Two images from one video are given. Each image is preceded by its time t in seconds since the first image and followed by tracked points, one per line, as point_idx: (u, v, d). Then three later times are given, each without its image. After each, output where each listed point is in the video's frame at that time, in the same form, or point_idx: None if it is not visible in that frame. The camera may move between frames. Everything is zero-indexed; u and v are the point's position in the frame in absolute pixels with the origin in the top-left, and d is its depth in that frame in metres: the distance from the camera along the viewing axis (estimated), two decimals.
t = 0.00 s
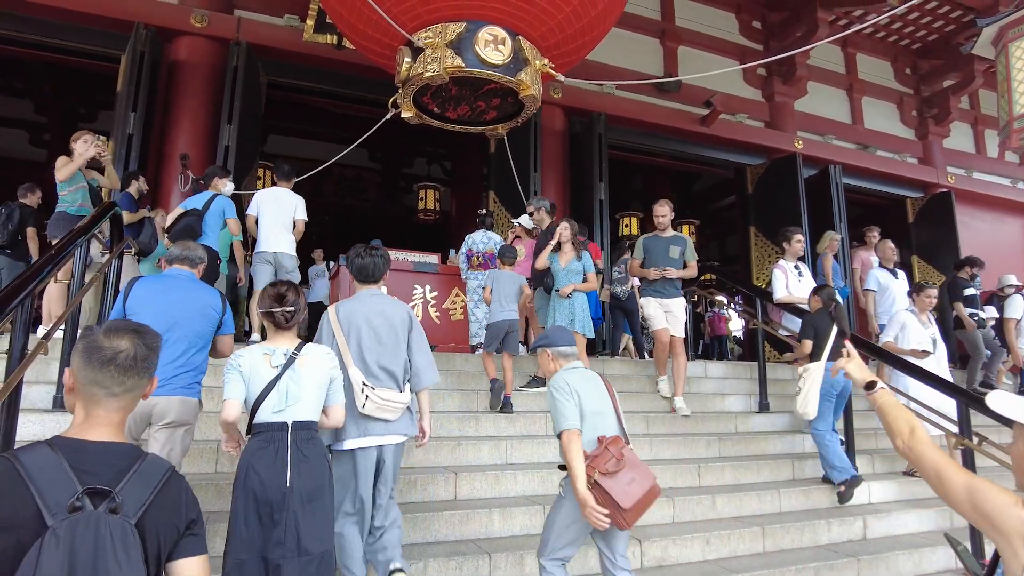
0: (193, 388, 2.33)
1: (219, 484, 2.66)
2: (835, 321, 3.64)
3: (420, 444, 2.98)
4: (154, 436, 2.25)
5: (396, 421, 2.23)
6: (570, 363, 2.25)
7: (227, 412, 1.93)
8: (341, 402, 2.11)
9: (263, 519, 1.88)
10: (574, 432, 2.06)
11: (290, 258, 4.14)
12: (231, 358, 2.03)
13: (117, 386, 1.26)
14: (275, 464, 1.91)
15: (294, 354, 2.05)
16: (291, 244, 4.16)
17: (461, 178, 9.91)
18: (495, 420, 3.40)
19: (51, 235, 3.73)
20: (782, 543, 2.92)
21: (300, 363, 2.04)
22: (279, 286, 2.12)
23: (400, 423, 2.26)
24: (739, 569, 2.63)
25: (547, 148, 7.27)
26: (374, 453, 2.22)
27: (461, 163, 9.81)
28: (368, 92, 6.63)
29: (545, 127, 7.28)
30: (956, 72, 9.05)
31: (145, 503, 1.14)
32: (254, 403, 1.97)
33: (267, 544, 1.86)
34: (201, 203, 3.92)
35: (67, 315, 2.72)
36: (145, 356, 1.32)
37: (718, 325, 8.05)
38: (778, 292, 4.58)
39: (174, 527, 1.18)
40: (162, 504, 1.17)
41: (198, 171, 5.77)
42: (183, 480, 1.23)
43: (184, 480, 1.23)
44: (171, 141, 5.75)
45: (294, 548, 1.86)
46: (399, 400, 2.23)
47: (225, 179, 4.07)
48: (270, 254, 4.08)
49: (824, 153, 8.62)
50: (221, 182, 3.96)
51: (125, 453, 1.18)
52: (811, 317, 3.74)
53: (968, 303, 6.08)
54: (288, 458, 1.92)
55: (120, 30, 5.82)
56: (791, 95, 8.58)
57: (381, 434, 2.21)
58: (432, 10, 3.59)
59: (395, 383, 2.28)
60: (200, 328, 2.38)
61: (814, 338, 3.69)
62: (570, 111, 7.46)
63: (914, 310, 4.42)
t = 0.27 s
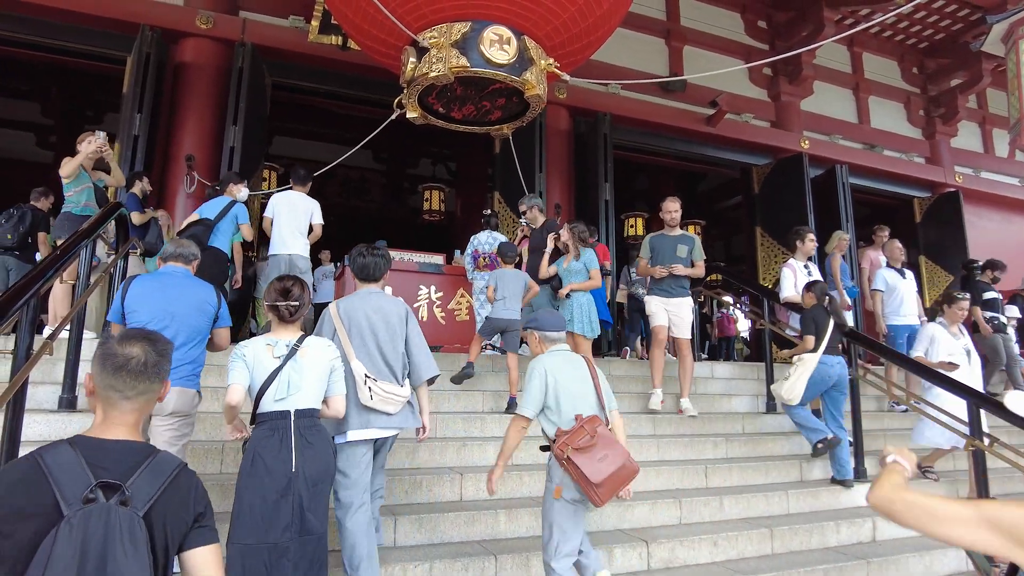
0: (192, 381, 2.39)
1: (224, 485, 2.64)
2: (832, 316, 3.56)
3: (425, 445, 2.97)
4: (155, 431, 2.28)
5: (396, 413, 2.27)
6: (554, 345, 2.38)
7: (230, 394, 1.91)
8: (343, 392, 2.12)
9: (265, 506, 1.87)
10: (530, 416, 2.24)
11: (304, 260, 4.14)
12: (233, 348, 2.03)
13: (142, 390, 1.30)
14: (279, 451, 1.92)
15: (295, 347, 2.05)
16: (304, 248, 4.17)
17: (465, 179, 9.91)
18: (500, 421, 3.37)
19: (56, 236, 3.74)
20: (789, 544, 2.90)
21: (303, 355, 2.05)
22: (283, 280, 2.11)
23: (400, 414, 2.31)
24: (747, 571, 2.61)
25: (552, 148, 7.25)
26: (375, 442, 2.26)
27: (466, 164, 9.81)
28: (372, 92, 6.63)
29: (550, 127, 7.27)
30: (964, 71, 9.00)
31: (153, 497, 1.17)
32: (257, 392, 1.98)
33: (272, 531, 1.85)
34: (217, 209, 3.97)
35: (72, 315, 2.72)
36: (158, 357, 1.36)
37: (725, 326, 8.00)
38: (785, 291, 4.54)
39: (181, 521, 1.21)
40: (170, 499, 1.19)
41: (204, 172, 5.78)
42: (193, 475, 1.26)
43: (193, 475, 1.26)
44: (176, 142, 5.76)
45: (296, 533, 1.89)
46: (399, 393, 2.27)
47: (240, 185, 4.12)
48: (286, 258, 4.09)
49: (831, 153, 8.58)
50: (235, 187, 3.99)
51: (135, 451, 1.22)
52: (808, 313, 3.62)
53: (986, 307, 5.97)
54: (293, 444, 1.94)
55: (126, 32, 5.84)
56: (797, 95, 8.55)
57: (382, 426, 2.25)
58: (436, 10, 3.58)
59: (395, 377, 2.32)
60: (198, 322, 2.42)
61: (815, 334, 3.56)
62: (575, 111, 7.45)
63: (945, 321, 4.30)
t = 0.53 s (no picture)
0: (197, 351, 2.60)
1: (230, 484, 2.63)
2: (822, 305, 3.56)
3: (432, 444, 2.95)
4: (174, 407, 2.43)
5: (392, 397, 2.28)
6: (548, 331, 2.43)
7: (237, 374, 1.99)
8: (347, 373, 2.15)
9: (270, 477, 1.95)
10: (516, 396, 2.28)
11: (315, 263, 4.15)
12: (244, 325, 2.09)
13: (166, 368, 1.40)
14: (284, 427, 1.98)
15: (306, 327, 2.10)
16: (315, 251, 4.21)
17: (474, 178, 9.89)
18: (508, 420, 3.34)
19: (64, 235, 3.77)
20: (801, 544, 2.85)
21: (313, 336, 2.09)
22: (294, 262, 2.14)
23: (395, 399, 2.30)
24: (758, 572, 2.57)
25: (560, 146, 7.21)
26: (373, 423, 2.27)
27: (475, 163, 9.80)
28: (380, 92, 6.63)
29: (559, 125, 7.23)
30: (980, 64, 8.86)
31: (169, 456, 1.27)
32: (265, 369, 2.03)
33: (277, 501, 1.94)
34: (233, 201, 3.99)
35: (80, 314, 2.73)
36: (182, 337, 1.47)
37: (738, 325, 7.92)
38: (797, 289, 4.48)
39: (197, 481, 1.32)
40: (186, 459, 1.30)
41: (213, 171, 5.81)
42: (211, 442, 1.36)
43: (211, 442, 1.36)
44: (185, 143, 5.79)
45: (301, 506, 1.96)
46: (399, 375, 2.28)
47: (253, 175, 4.14)
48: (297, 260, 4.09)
49: (844, 149, 8.47)
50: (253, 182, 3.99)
51: (160, 418, 1.33)
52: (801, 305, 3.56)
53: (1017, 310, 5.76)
54: (297, 421, 1.99)
55: (136, 33, 5.87)
56: (809, 91, 8.45)
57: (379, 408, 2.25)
58: (443, 7, 3.56)
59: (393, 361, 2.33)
60: (195, 299, 2.65)
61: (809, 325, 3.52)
62: (584, 108, 7.41)
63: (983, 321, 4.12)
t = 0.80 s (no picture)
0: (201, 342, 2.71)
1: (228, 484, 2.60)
2: (813, 294, 3.65)
3: (435, 444, 2.93)
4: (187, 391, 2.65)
5: (392, 377, 2.35)
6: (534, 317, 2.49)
7: (237, 370, 2.14)
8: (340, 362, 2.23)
9: (265, 461, 1.99)
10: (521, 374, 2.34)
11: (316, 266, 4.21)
12: (243, 314, 2.18)
13: (162, 354, 1.54)
14: (280, 411, 2.03)
15: (303, 316, 2.16)
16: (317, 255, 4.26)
17: (483, 177, 9.89)
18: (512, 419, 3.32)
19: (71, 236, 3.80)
20: (809, 546, 2.81)
21: (309, 324, 2.16)
22: (291, 251, 2.21)
23: (394, 379, 2.38)
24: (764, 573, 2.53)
25: (568, 144, 7.17)
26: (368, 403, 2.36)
27: (483, 162, 9.80)
28: (387, 92, 6.63)
29: (566, 123, 7.20)
30: (995, 58, 8.71)
31: (164, 432, 1.41)
32: (261, 356, 2.11)
33: (273, 484, 1.98)
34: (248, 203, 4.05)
35: (83, 314, 2.75)
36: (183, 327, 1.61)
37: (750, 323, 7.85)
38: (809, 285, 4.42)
39: (188, 457, 1.44)
40: (178, 436, 1.43)
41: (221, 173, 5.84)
42: (206, 420, 1.50)
43: (206, 420, 1.50)
44: (193, 144, 5.82)
45: (297, 488, 2.00)
46: (397, 358, 2.35)
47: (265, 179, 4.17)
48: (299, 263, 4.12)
49: (855, 145, 8.38)
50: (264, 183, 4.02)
51: (159, 398, 1.47)
52: (792, 293, 3.68)
53: None
54: (291, 405, 2.05)
55: (144, 36, 5.92)
56: (820, 86, 8.36)
57: (377, 388, 2.34)
58: (445, 5, 3.54)
59: (393, 343, 2.41)
60: (193, 298, 2.74)
61: (795, 314, 3.65)
62: (592, 106, 7.37)
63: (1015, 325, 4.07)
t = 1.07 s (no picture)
0: (216, 332, 2.87)
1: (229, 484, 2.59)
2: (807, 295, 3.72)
3: (440, 445, 2.93)
4: (191, 379, 2.76)
5: (390, 379, 2.38)
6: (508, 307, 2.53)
7: (233, 364, 2.19)
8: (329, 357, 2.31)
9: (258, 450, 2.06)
10: (500, 361, 2.39)
11: (320, 269, 4.24)
12: (235, 313, 2.24)
13: (150, 355, 1.59)
14: (271, 401, 2.10)
15: (294, 311, 2.25)
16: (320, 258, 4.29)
17: (489, 178, 9.90)
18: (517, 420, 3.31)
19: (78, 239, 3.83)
20: (816, 548, 2.78)
21: (299, 319, 2.24)
22: (279, 251, 2.30)
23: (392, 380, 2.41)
24: None
25: (574, 145, 7.15)
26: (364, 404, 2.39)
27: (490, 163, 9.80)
28: (393, 93, 6.65)
29: (572, 123, 7.19)
30: (1006, 54, 8.62)
31: (160, 424, 1.44)
32: (255, 350, 2.18)
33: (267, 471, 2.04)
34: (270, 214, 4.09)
35: (91, 316, 2.77)
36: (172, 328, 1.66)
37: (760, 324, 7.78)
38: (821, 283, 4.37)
39: (184, 448, 1.49)
40: (174, 428, 1.47)
41: (228, 175, 5.87)
42: (198, 415, 1.55)
43: (198, 415, 1.55)
44: (200, 147, 5.86)
45: (290, 475, 2.05)
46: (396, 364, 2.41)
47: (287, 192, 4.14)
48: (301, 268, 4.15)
49: (864, 143, 8.32)
50: (284, 193, 4.02)
51: (151, 395, 1.51)
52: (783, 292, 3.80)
53: None
54: (283, 395, 2.11)
55: (152, 40, 5.97)
56: (828, 84, 8.30)
57: (374, 390, 2.37)
58: (449, 6, 3.55)
59: (390, 347, 2.44)
60: (222, 286, 2.96)
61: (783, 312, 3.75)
62: (598, 106, 7.35)
63: None
